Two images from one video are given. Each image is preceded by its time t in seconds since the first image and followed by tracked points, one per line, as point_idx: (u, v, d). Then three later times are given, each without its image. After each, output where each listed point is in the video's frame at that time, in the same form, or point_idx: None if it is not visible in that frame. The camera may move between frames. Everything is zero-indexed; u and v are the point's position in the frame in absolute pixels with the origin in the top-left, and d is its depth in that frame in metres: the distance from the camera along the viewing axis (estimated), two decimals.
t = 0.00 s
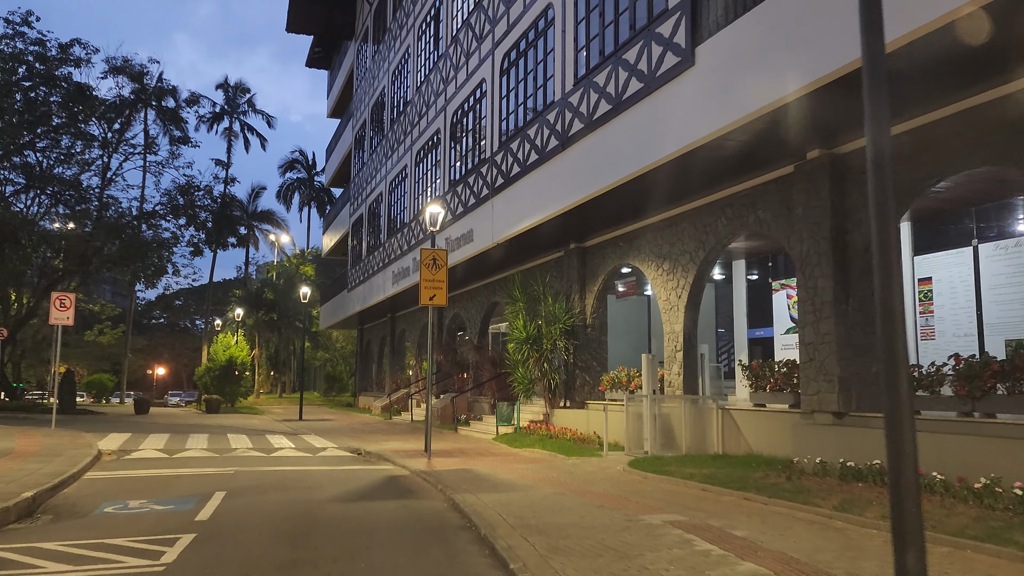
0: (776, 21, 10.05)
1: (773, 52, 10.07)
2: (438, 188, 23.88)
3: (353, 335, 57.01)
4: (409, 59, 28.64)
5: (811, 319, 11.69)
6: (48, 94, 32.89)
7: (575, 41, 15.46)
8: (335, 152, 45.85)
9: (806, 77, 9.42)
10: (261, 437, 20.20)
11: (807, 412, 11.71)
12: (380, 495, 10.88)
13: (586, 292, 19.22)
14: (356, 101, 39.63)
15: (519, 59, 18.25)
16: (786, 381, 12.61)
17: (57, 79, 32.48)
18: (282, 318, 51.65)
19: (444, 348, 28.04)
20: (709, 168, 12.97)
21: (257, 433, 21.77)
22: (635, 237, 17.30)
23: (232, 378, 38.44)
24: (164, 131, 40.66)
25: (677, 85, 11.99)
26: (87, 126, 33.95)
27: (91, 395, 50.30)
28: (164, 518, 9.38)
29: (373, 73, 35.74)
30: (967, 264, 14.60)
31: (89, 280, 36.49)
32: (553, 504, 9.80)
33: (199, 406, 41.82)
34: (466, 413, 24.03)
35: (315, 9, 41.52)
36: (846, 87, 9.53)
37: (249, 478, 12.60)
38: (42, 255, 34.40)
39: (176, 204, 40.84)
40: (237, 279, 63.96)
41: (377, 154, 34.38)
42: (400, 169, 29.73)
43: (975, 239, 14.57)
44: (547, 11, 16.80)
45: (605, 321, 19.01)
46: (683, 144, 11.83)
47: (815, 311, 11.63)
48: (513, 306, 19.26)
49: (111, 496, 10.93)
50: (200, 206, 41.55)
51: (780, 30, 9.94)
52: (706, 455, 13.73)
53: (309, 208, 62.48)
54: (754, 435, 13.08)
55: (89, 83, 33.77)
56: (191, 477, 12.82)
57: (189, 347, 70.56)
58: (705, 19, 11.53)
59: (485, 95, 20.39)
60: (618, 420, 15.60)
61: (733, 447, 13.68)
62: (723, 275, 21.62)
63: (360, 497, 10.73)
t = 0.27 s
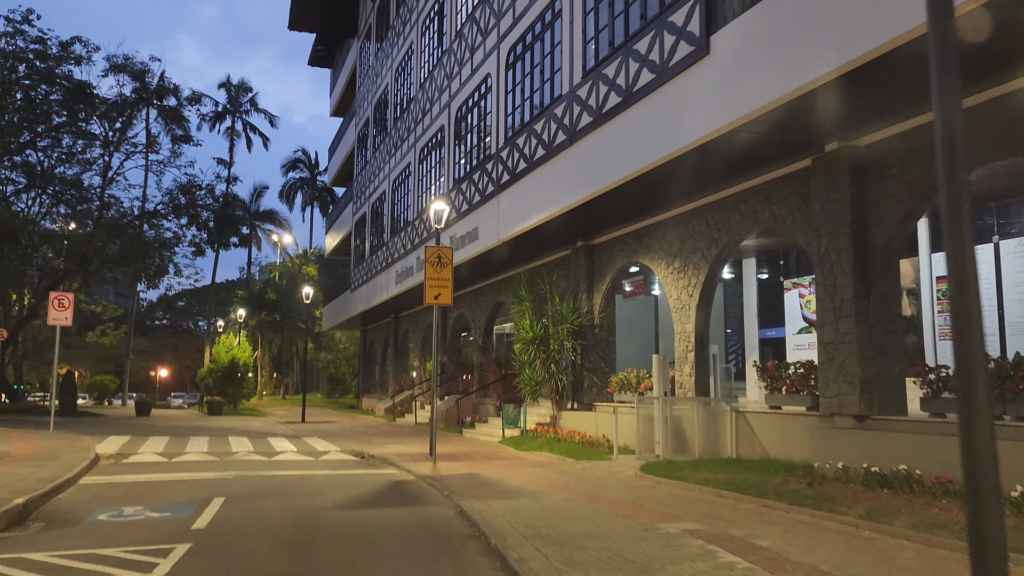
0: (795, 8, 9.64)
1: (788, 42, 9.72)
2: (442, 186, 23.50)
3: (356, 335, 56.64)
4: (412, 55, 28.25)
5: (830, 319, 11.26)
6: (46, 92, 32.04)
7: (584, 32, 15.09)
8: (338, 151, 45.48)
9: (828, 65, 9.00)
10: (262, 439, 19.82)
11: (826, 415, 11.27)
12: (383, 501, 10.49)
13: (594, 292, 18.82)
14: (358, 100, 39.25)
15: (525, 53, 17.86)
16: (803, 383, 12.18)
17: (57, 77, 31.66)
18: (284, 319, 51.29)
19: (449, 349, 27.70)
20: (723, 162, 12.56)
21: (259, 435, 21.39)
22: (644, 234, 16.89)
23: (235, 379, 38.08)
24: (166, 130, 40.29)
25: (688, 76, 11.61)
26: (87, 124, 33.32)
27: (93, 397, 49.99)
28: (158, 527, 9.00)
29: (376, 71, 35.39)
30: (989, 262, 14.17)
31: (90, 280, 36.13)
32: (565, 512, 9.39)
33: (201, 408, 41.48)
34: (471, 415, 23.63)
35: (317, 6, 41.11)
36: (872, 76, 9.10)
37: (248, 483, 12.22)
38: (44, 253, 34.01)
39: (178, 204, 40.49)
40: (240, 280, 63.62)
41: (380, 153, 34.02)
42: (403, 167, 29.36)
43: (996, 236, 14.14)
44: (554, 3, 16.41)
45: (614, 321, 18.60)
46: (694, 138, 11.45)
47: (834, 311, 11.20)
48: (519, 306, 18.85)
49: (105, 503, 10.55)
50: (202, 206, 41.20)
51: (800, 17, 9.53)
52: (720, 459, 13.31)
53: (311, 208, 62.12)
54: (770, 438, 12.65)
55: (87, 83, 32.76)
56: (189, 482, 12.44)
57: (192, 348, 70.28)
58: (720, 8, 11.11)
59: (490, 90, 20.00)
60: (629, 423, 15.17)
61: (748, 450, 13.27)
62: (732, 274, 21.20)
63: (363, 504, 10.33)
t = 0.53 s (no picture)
0: None
1: (807, 32, 9.36)
2: (450, 184, 23.15)
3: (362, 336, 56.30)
4: (419, 52, 27.91)
5: (853, 317, 10.86)
6: (50, 91, 31.38)
7: (595, 24, 14.72)
8: (343, 151, 45.12)
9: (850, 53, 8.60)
10: (266, 441, 19.47)
11: (850, 416, 10.87)
12: (390, 506, 10.13)
13: (605, 290, 18.41)
14: (364, 99, 38.91)
15: (534, 47, 17.51)
16: (825, 383, 11.78)
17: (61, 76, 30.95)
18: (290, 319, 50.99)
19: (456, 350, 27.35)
20: (740, 156, 12.16)
21: (264, 437, 21.04)
22: (656, 232, 16.49)
23: (240, 380, 37.78)
24: (170, 129, 39.99)
25: (703, 68, 11.26)
26: (90, 124, 32.88)
27: (98, 398, 49.75)
28: (156, 533, 8.64)
29: (382, 69, 35.05)
30: (1014, 258, 13.70)
31: (94, 280, 35.84)
32: (579, 517, 9.00)
33: (206, 408, 41.17)
34: (479, 416, 23.24)
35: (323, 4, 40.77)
36: (901, 58, 8.69)
37: (251, 486, 11.86)
38: (48, 252, 33.74)
39: (183, 204, 40.20)
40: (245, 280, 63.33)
41: (386, 152, 33.68)
42: (409, 166, 29.01)
43: (1022, 230, 13.67)
44: None
45: (625, 321, 18.19)
46: (708, 131, 11.11)
47: (857, 308, 10.80)
48: (528, 305, 18.45)
49: (103, 507, 10.21)
50: (207, 206, 40.90)
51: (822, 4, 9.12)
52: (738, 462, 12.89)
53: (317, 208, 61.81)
54: (790, 441, 12.23)
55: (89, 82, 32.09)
56: (190, 485, 12.08)
57: (197, 348, 70.04)
58: None
59: (498, 85, 19.63)
60: (642, 425, 14.76)
61: (766, 453, 12.85)
62: (745, 273, 20.80)
63: (369, 509, 9.97)
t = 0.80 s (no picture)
0: None
1: (837, 17, 8.97)
2: (462, 181, 22.81)
3: (373, 337, 56.03)
4: (430, 49, 27.57)
5: (883, 316, 10.44)
6: (61, 90, 31.00)
7: (612, 15, 14.36)
8: (354, 151, 44.85)
9: (884, 38, 8.20)
10: (276, 443, 19.13)
11: (881, 420, 10.45)
12: (404, 512, 9.77)
13: (621, 290, 18.01)
14: (374, 97, 38.63)
15: (549, 40, 17.15)
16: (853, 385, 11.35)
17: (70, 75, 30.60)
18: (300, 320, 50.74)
19: (468, 352, 26.98)
20: (763, 149, 11.77)
21: (274, 439, 20.70)
22: (674, 229, 16.08)
23: (251, 381, 37.55)
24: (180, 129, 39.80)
25: (725, 58, 10.90)
26: (99, 123, 32.60)
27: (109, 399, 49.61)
28: (160, 540, 8.30)
29: (392, 67, 34.74)
30: None
31: (104, 281, 35.65)
32: (601, 525, 8.61)
33: (216, 410, 40.94)
34: (491, 418, 22.86)
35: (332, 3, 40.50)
36: (939, 42, 8.28)
37: (260, 490, 11.51)
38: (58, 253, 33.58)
39: (193, 205, 40.00)
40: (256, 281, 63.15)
41: (397, 151, 33.38)
42: (421, 165, 28.68)
43: None
44: None
45: (641, 321, 17.78)
46: (731, 123, 10.75)
47: (888, 307, 10.38)
48: (542, 305, 18.05)
49: (107, 512, 9.88)
50: (217, 206, 40.68)
51: None
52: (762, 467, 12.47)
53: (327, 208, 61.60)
54: (817, 445, 11.80)
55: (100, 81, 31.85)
56: (198, 489, 11.75)
57: (208, 350, 69.94)
58: None
59: (512, 80, 19.26)
60: (661, 428, 14.34)
61: (790, 457, 12.42)
62: (764, 272, 20.36)
63: (382, 514, 9.61)
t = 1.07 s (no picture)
0: None
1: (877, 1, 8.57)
2: (479, 180, 22.47)
3: (388, 339, 55.82)
4: (447, 46, 27.28)
5: (921, 316, 10.02)
6: (80, 89, 30.78)
7: (636, 7, 14.02)
8: (369, 151, 44.67)
9: (929, 21, 7.79)
10: (294, 446, 18.80)
11: (921, 425, 10.00)
12: (425, 517, 9.42)
13: (643, 290, 17.61)
14: (390, 97, 38.36)
15: (570, 34, 16.81)
16: (889, 388, 10.91)
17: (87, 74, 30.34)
18: (316, 322, 50.61)
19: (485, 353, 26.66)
20: (795, 142, 11.37)
21: (290, 440, 20.43)
22: (699, 227, 15.67)
23: (266, 383, 37.37)
24: (197, 130, 39.71)
25: (754, 49, 10.59)
26: (115, 124, 32.41)
27: (125, 400, 49.62)
28: (172, 547, 8.00)
29: (408, 66, 34.49)
30: None
31: (120, 282, 35.56)
32: (630, 533, 8.24)
33: (232, 412, 40.79)
34: (509, 420, 22.49)
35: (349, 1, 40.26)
36: (987, 24, 7.88)
37: (277, 494, 11.22)
38: (76, 254, 33.53)
39: (209, 205, 39.90)
40: (272, 282, 63.06)
41: (413, 150, 33.09)
42: (437, 163, 28.37)
43: None
44: None
45: (663, 321, 17.36)
46: (759, 116, 10.45)
47: (927, 306, 9.95)
48: (561, 305, 17.65)
49: (119, 517, 9.61)
50: (233, 207, 40.55)
51: None
52: (793, 472, 12.01)
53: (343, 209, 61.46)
54: (851, 450, 11.36)
55: (117, 81, 31.66)
56: (213, 493, 11.46)
57: (224, 351, 69.96)
58: None
59: (531, 75, 18.90)
60: (686, 431, 13.91)
61: (822, 462, 11.97)
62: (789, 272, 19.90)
63: (402, 521, 9.26)
